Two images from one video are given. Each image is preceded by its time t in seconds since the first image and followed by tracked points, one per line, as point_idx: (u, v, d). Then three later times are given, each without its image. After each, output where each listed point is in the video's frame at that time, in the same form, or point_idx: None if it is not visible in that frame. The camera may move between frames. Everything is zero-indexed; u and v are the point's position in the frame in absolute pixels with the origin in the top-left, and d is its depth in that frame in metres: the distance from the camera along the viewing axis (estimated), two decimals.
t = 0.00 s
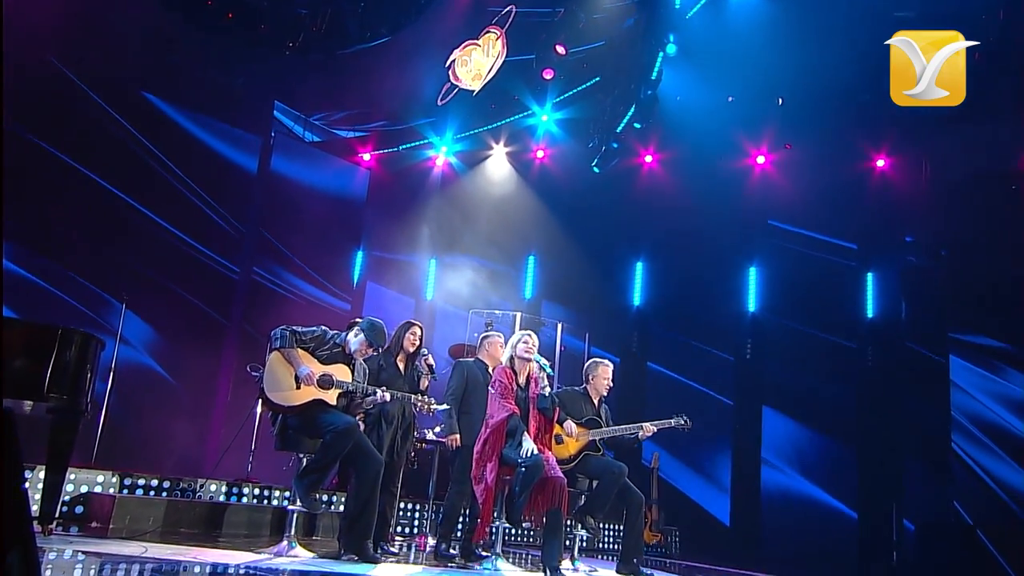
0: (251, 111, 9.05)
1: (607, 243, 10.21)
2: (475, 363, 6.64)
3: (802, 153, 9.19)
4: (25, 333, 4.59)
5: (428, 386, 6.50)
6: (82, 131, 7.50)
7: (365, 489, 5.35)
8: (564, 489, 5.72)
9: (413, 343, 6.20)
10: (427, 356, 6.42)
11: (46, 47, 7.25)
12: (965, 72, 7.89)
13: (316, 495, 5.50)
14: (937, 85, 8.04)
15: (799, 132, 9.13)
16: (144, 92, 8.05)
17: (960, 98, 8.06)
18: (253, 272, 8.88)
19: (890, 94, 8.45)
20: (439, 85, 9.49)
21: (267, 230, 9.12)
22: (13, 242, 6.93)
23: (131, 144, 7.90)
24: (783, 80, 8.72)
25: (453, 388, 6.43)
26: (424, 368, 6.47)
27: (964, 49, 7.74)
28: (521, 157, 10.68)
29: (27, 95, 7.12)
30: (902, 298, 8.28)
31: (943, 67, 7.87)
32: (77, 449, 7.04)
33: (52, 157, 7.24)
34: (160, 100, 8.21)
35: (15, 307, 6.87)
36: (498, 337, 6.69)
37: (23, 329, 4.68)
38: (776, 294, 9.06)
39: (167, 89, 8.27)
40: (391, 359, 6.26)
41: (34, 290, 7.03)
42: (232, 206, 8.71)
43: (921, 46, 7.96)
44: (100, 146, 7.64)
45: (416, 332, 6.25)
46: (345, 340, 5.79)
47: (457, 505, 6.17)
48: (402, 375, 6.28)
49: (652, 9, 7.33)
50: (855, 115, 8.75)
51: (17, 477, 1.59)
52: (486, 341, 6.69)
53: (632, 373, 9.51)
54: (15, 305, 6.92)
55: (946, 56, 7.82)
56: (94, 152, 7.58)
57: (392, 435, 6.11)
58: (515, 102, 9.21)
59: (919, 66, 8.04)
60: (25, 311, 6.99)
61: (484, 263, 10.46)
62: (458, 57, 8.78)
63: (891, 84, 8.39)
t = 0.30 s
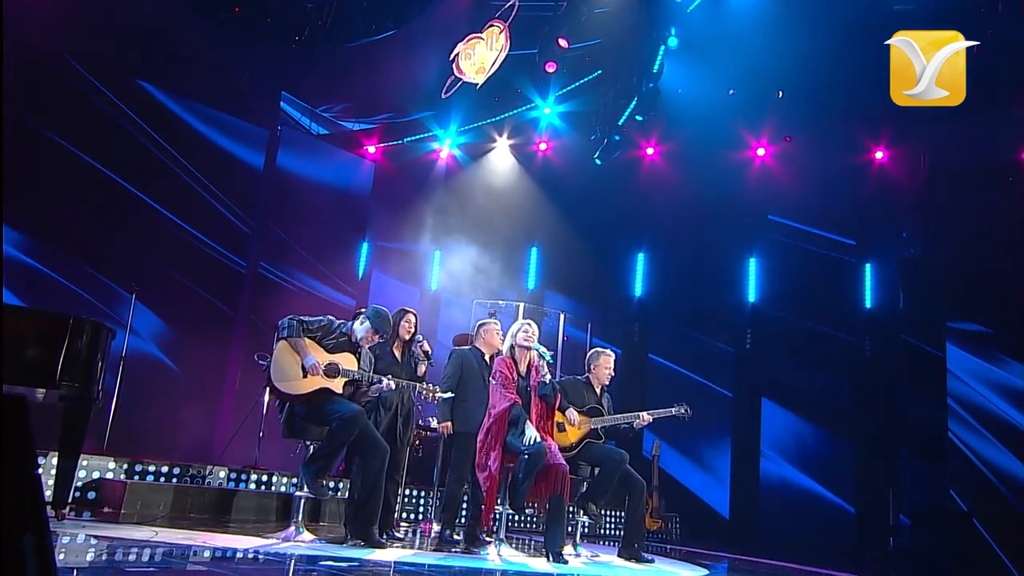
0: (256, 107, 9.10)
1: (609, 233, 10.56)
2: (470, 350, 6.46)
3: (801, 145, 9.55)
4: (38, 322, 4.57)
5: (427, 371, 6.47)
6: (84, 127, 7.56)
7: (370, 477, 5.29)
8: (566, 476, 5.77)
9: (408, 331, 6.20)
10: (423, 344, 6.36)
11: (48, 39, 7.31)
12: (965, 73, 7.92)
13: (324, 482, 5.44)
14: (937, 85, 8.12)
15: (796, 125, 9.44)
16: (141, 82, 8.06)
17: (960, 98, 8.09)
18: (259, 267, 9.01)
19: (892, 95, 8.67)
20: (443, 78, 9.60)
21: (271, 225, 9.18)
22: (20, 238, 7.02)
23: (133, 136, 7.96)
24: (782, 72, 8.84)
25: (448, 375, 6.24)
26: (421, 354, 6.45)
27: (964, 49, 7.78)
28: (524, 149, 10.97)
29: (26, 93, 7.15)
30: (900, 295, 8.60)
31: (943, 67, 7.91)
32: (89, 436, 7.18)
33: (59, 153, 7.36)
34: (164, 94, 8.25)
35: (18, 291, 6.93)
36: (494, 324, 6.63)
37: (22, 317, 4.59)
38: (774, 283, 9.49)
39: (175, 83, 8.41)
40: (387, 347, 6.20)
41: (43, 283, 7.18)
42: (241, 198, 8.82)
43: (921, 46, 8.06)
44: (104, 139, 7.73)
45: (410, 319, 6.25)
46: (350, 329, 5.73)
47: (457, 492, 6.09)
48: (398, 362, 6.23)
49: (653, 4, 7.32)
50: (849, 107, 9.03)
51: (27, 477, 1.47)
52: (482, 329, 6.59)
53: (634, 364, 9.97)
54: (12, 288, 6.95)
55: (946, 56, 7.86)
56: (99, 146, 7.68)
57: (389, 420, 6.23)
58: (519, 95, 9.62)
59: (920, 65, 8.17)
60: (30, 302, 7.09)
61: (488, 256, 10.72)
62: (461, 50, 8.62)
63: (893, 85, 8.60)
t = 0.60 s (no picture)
0: (261, 100, 9.22)
1: (610, 226, 10.80)
2: (463, 343, 6.52)
3: (801, 139, 9.53)
4: (43, 311, 4.53)
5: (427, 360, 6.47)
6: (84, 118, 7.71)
7: (371, 470, 5.29)
8: (567, 466, 5.79)
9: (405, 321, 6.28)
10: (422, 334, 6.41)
11: (55, 37, 7.56)
12: (966, 72, 7.90)
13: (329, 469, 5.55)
14: (937, 85, 8.04)
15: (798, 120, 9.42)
16: (133, 71, 8.13)
17: (960, 98, 8.05)
18: (264, 264, 9.12)
19: (890, 94, 8.51)
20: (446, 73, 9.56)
21: (273, 223, 9.26)
22: (28, 231, 7.26)
23: (138, 131, 8.10)
24: (782, 67, 8.84)
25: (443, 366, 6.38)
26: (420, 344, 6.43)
27: (964, 50, 7.76)
28: (526, 143, 11.05)
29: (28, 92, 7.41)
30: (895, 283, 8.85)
31: (943, 67, 7.86)
32: (97, 424, 7.33)
33: (65, 147, 7.54)
34: (166, 90, 8.36)
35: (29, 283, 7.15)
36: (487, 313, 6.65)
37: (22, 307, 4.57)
38: (771, 275, 9.75)
39: (182, 78, 8.55)
40: (388, 339, 6.26)
41: (53, 274, 7.37)
42: (248, 192, 8.93)
43: (921, 46, 7.98)
44: (108, 132, 7.88)
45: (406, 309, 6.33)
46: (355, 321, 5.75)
47: (457, 480, 6.28)
48: (399, 353, 6.30)
49: None
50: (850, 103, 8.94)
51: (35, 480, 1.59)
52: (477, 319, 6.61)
53: (634, 360, 10.26)
54: (22, 278, 7.17)
55: (946, 57, 7.82)
56: (103, 140, 7.82)
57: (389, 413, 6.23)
58: (521, 91, 9.69)
59: (920, 65, 8.06)
60: (43, 294, 7.31)
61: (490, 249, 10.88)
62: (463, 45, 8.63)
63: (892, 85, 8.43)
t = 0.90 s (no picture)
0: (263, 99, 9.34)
1: (609, 223, 10.91)
2: (462, 338, 6.65)
3: (796, 136, 9.76)
4: (46, 305, 4.58)
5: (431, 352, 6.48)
6: (88, 116, 7.80)
7: (377, 463, 5.47)
8: (567, 458, 5.91)
9: (408, 315, 6.11)
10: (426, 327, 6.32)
11: (57, 37, 7.62)
12: (965, 70, 7.90)
13: (331, 462, 5.56)
14: (937, 85, 8.12)
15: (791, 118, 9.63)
16: (126, 66, 8.14)
17: (958, 97, 8.18)
18: (267, 264, 9.27)
19: (890, 94, 8.64)
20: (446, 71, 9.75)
21: (276, 223, 9.45)
22: (36, 227, 7.35)
23: (141, 130, 8.21)
24: (779, 65, 8.93)
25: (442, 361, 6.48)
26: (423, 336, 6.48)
27: (963, 49, 7.76)
28: (525, 140, 11.19)
29: (28, 91, 7.41)
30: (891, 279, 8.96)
31: (943, 67, 7.86)
32: (103, 418, 7.43)
33: (70, 144, 7.63)
34: (166, 91, 8.45)
35: (34, 279, 7.26)
36: (484, 306, 6.72)
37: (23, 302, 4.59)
38: (766, 272, 9.85)
39: (184, 76, 8.66)
40: (390, 334, 6.13)
41: (57, 270, 7.47)
42: (250, 189, 9.05)
43: (921, 46, 7.93)
44: (113, 129, 8.00)
45: (407, 304, 6.15)
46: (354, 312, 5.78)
47: (459, 472, 6.36)
48: (404, 346, 6.14)
49: None
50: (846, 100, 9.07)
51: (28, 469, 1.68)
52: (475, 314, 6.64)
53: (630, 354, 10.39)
54: (28, 275, 7.28)
55: (946, 56, 7.81)
56: (108, 137, 7.93)
57: (399, 408, 6.14)
58: (520, 88, 9.71)
59: (920, 67, 8.05)
60: (51, 291, 7.43)
61: (490, 244, 11.03)
62: (463, 44, 8.80)
63: (891, 86, 8.58)
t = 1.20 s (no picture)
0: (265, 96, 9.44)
1: (608, 218, 10.98)
2: (465, 334, 6.67)
3: (792, 133, 9.88)
4: (55, 300, 3.95)
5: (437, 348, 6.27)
6: (93, 112, 7.89)
7: (378, 454, 5.47)
8: (565, 450, 6.05)
9: (411, 310, 6.06)
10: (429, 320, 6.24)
11: (61, 33, 7.70)
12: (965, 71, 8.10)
13: (333, 454, 5.62)
14: (937, 85, 8.26)
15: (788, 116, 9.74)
16: (118, 56, 8.15)
17: (957, 97, 8.33)
18: (269, 261, 9.38)
19: (891, 94, 8.74)
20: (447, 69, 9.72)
21: (279, 219, 9.54)
22: (41, 222, 7.44)
23: (144, 128, 8.30)
24: (776, 62, 9.00)
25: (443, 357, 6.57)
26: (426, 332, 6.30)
27: (963, 49, 7.84)
28: (525, 136, 11.32)
29: (27, 89, 7.44)
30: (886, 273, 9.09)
31: (943, 67, 7.97)
32: (108, 411, 7.54)
33: (74, 140, 7.72)
34: (165, 89, 8.52)
35: (34, 270, 7.30)
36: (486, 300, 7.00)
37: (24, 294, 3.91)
38: (762, 267, 9.95)
39: (188, 72, 8.75)
40: (393, 327, 6.04)
41: (62, 264, 7.58)
42: (252, 186, 9.16)
43: (921, 46, 7.98)
44: (117, 125, 8.09)
45: (411, 298, 6.12)
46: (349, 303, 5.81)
47: (461, 464, 6.47)
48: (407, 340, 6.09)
49: None
50: (842, 97, 9.17)
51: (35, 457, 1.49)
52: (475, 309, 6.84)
53: (628, 348, 10.46)
54: (35, 270, 7.37)
55: (946, 56, 7.90)
56: (112, 132, 8.02)
57: (399, 403, 6.14)
58: (520, 84, 9.80)
59: (920, 68, 8.15)
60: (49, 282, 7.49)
61: (490, 239, 11.17)
62: (464, 41, 8.93)
63: (892, 88, 8.68)
